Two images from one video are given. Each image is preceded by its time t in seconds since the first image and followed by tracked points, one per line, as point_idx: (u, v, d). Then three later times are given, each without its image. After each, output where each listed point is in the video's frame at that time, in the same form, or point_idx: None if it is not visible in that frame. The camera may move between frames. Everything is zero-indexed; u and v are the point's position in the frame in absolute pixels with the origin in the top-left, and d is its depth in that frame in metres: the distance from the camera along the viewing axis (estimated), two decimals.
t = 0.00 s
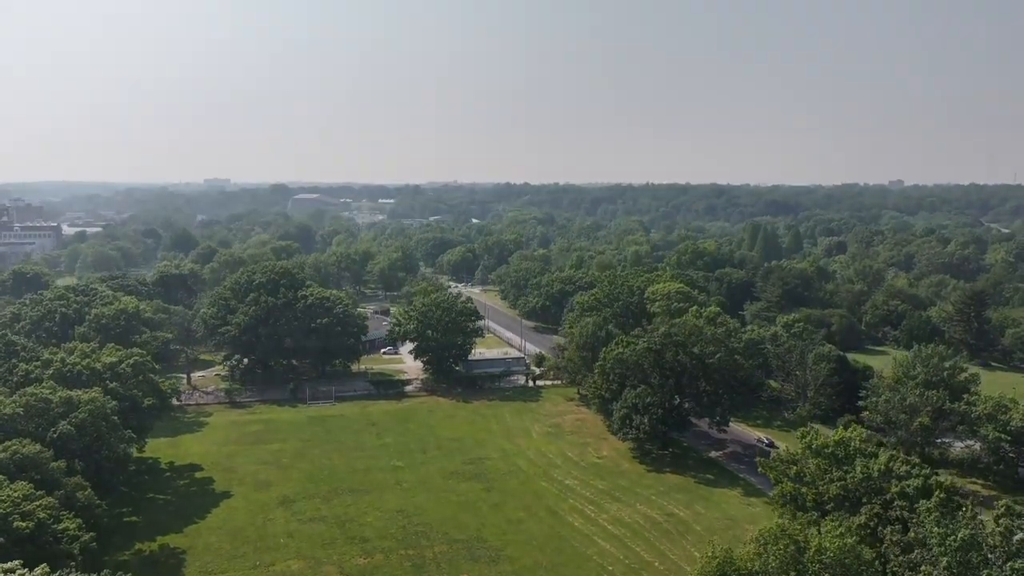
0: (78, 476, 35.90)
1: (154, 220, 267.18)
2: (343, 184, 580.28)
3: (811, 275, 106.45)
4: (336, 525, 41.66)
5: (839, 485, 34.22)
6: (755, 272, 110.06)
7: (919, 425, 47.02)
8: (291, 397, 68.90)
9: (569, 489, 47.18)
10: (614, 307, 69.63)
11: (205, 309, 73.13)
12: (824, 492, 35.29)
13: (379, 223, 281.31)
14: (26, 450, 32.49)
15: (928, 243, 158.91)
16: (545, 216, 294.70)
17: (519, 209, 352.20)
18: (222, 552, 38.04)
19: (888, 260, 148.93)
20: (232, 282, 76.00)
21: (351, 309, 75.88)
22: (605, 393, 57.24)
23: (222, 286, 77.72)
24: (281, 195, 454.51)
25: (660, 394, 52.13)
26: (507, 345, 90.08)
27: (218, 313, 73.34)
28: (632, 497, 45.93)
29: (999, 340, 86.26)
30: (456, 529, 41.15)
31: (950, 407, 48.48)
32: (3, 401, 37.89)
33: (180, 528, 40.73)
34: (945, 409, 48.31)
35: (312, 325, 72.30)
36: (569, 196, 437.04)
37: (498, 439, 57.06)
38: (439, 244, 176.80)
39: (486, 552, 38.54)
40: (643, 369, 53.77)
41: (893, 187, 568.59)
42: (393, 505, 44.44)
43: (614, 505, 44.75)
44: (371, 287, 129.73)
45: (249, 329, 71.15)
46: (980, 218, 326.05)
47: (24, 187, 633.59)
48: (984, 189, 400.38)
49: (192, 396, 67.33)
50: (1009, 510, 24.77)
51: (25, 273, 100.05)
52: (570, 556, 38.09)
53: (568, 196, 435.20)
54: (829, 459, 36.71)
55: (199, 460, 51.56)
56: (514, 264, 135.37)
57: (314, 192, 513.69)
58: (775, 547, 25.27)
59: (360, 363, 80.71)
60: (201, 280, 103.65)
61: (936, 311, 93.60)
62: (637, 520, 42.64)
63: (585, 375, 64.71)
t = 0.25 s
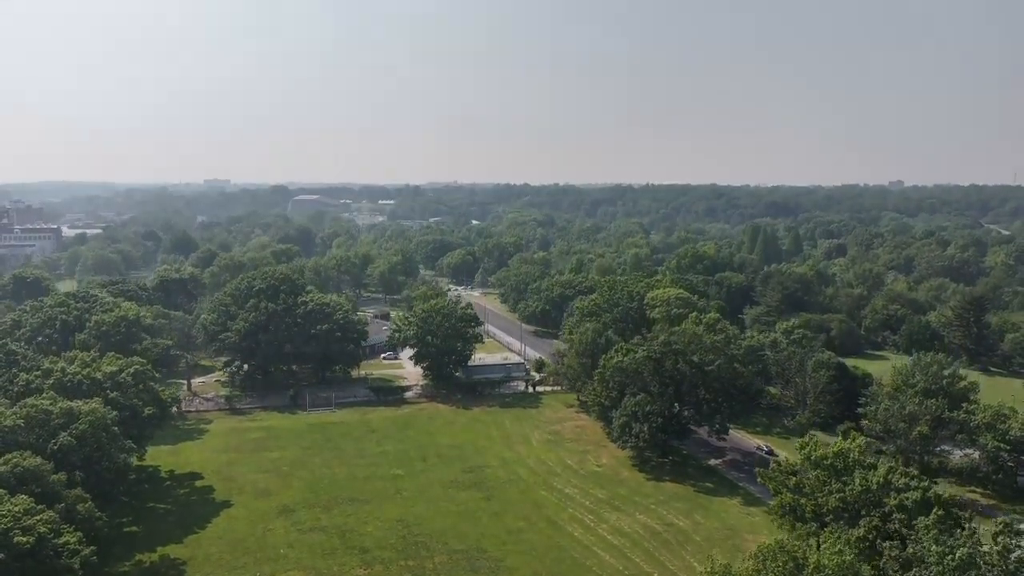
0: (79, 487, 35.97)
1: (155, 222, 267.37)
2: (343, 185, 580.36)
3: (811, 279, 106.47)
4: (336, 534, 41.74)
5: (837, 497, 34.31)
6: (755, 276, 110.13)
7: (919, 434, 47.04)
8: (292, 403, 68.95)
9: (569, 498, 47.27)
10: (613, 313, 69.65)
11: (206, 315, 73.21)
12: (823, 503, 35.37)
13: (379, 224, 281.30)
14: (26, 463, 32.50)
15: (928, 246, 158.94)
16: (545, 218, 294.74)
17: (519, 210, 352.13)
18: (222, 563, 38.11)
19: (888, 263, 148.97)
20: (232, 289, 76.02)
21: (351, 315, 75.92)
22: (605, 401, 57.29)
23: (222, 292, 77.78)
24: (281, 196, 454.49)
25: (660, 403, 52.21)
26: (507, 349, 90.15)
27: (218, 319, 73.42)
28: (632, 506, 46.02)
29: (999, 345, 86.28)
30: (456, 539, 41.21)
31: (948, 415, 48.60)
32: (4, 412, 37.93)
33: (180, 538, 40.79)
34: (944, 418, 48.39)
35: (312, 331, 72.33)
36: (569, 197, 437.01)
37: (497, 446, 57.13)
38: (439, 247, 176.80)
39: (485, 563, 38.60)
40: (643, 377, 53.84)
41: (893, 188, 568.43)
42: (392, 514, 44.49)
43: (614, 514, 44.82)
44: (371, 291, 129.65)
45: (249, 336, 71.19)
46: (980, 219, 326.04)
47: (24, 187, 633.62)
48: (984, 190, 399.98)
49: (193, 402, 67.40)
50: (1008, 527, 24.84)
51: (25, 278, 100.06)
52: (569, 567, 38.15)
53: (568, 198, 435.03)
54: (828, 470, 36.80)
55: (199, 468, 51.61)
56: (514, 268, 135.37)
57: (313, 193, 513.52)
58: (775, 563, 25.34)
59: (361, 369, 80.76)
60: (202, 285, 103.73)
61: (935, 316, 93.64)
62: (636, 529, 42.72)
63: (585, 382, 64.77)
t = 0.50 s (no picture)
0: (80, 496, 36.05)
1: (154, 222, 267.02)
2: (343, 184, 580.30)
3: (811, 281, 106.53)
4: (336, 541, 41.84)
5: (837, 505, 34.38)
6: (755, 278, 110.18)
7: (918, 440, 47.16)
8: (292, 407, 69.05)
9: (568, 504, 47.38)
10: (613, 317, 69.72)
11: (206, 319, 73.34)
12: (822, 511, 35.46)
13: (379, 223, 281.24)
14: (27, 473, 32.55)
15: (928, 246, 158.99)
16: (545, 217, 294.75)
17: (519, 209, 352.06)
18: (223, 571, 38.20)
19: (887, 264, 149.07)
20: (232, 292, 76.09)
21: (351, 318, 75.99)
22: (605, 406, 57.36)
23: (222, 295, 77.89)
24: (281, 195, 454.46)
25: (659, 408, 52.28)
26: (507, 352, 90.25)
27: (218, 323, 73.56)
28: (632, 512, 46.12)
29: (999, 347, 86.31)
30: (456, 546, 41.30)
31: (948, 421, 48.71)
32: (4, 420, 37.98)
33: (180, 544, 40.89)
34: (944, 423, 48.49)
35: (312, 335, 72.40)
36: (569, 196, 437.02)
37: (497, 450, 57.25)
38: (439, 247, 176.89)
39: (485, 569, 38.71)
40: (643, 382, 53.89)
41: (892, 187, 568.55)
42: (392, 520, 44.58)
43: (614, 520, 44.91)
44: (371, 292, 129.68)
45: (249, 339, 71.27)
46: (980, 218, 326.12)
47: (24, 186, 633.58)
48: (984, 190, 399.91)
49: (193, 405, 67.50)
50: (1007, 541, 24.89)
51: (25, 280, 100.13)
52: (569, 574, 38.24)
53: (568, 197, 434.99)
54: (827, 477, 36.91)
55: (199, 473, 51.71)
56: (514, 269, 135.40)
57: (313, 191, 513.51)
58: None
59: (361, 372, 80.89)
60: (202, 286, 103.77)
61: (935, 318, 93.71)
62: (636, 535, 42.80)
63: (584, 386, 64.86)
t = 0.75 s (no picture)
0: (85, 469, 36.55)
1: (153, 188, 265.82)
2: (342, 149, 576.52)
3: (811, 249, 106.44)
4: (338, 512, 42.47)
5: (832, 479, 34.86)
6: (755, 246, 109.96)
7: (914, 412, 47.62)
8: (293, 377, 69.52)
9: (568, 474, 47.98)
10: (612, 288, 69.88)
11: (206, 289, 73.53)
12: (818, 484, 35.95)
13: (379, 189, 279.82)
14: (33, 448, 33.02)
15: (929, 213, 158.42)
16: (545, 183, 293.18)
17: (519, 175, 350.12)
18: (227, 541, 38.85)
19: (888, 231, 148.59)
20: (232, 262, 76.15)
21: (351, 288, 76.13)
22: (604, 377, 57.72)
23: (222, 265, 77.96)
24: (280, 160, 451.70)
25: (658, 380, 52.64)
26: (507, 321, 90.54)
27: (218, 293, 73.78)
28: (630, 482, 46.72)
29: (997, 316, 86.55)
30: (457, 516, 41.92)
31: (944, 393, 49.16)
32: (8, 395, 38.37)
33: (185, 515, 41.53)
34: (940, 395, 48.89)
35: (312, 305, 72.58)
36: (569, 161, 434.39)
37: (497, 421, 57.79)
38: (439, 215, 176.42)
39: (485, 539, 39.41)
40: (642, 354, 54.17)
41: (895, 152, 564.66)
42: (393, 491, 45.20)
43: (612, 491, 45.51)
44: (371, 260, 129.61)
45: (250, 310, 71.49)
46: (982, 184, 324.25)
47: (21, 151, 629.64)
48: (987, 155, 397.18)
49: (195, 375, 67.99)
50: (998, 518, 25.32)
51: (26, 249, 100.08)
52: (567, 545, 38.90)
53: (568, 162, 432.33)
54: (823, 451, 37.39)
55: (203, 443, 52.29)
56: (514, 236, 135.16)
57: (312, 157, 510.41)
58: (769, 552, 25.95)
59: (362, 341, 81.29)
60: (202, 256, 103.75)
61: (935, 287, 93.76)
62: (634, 506, 43.42)
63: (584, 357, 65.23)
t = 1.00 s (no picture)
0: (90, 430, 37.06)
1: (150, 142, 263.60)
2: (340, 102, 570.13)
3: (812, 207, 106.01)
4: (341, 471, 43.15)
5: (828, 441, 35.30)
6: (756, 204, 109.45)
7: (911, 372, 48.07)
8: (294, 335, 69.94)
9: (567, 434, 48.61)
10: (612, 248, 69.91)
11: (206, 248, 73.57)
12: (813, 446, 36.44)
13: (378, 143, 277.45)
14: (38, 411, 33.46)
15: (932, 169, 157.24)
16: (546, 138, 290.46)
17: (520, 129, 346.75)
18: (232, 500, 39.56)
19: (890, 188, 147.66)
20: (231, 221, 76.03)
21: (351, 248, 76.11)
22: (603, 338, 58.04)
23: (221, 224, 77.86)
24: (278, 114, 446.96)
25: (658, 340, 52.95)
26: (506, 279, 90.68)
27: (218, 252, 73.86)
28: (628, 442, 47.35)
29: (997, 275, 86.55)
30: (457, 476, 42.61)
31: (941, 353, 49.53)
32: (13, 358, 38.73)
33: (190, 474, 42.24)
34: (937, 356, 49.26)
35: (312, 264, 72.64)
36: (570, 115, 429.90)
37: (497, 380, 58.32)
38: (438, 170, 175.27)
39: (485, 498, 40.12)
40: (641, 314, 54.38)
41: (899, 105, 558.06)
42: (395, 450, 45.85)
43: (611, 450, 46.18)
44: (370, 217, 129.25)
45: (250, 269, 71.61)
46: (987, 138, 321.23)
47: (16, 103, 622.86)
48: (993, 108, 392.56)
49: (197, 334, 68.43)
50: (989, 483, 25.76)
51: (25, 207, 99.76)
52: (566, 504, 39.61)
53: (569, 116, 427.88)
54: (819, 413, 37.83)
55: (206, 403, 52.88)
56: (514, 193, 134.50)
57: (311, 110, 504.98)
58: (763, 516, 26.47)
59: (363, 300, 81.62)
60: (201, 213, 103.45)
61: (935, 245, 93.60)
62: (632, 465, 44.10)
63: (583, 316, 65.53)
